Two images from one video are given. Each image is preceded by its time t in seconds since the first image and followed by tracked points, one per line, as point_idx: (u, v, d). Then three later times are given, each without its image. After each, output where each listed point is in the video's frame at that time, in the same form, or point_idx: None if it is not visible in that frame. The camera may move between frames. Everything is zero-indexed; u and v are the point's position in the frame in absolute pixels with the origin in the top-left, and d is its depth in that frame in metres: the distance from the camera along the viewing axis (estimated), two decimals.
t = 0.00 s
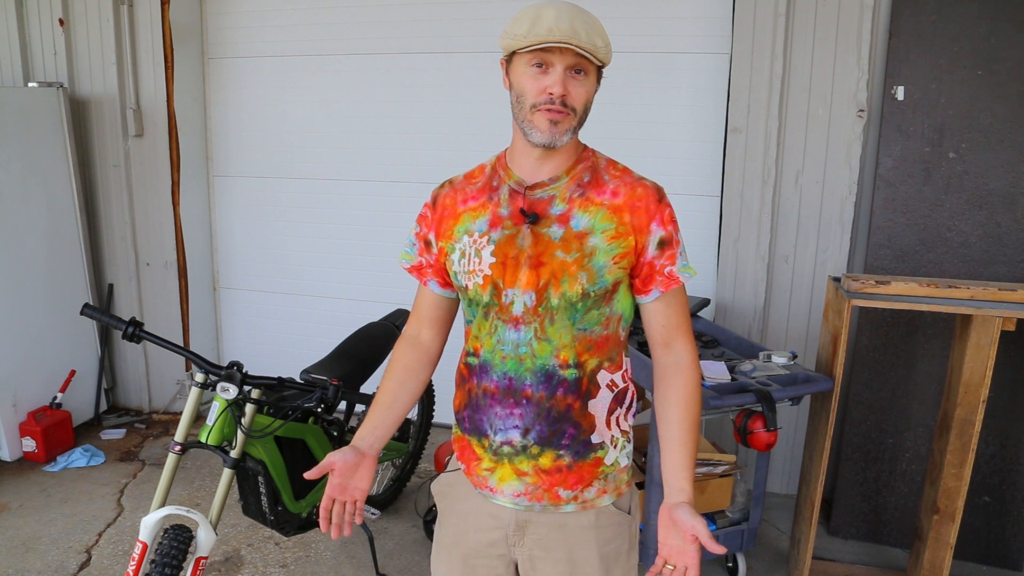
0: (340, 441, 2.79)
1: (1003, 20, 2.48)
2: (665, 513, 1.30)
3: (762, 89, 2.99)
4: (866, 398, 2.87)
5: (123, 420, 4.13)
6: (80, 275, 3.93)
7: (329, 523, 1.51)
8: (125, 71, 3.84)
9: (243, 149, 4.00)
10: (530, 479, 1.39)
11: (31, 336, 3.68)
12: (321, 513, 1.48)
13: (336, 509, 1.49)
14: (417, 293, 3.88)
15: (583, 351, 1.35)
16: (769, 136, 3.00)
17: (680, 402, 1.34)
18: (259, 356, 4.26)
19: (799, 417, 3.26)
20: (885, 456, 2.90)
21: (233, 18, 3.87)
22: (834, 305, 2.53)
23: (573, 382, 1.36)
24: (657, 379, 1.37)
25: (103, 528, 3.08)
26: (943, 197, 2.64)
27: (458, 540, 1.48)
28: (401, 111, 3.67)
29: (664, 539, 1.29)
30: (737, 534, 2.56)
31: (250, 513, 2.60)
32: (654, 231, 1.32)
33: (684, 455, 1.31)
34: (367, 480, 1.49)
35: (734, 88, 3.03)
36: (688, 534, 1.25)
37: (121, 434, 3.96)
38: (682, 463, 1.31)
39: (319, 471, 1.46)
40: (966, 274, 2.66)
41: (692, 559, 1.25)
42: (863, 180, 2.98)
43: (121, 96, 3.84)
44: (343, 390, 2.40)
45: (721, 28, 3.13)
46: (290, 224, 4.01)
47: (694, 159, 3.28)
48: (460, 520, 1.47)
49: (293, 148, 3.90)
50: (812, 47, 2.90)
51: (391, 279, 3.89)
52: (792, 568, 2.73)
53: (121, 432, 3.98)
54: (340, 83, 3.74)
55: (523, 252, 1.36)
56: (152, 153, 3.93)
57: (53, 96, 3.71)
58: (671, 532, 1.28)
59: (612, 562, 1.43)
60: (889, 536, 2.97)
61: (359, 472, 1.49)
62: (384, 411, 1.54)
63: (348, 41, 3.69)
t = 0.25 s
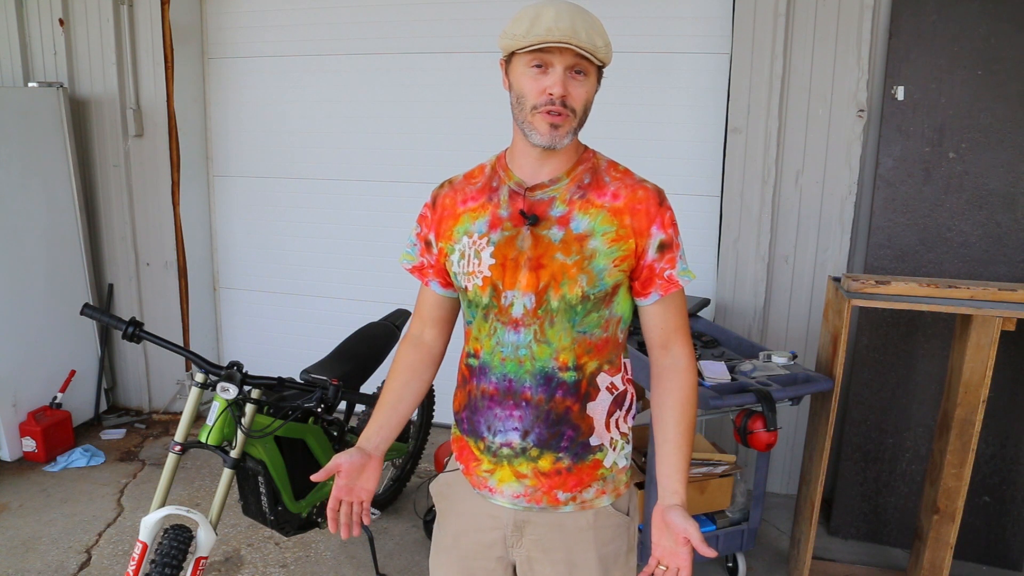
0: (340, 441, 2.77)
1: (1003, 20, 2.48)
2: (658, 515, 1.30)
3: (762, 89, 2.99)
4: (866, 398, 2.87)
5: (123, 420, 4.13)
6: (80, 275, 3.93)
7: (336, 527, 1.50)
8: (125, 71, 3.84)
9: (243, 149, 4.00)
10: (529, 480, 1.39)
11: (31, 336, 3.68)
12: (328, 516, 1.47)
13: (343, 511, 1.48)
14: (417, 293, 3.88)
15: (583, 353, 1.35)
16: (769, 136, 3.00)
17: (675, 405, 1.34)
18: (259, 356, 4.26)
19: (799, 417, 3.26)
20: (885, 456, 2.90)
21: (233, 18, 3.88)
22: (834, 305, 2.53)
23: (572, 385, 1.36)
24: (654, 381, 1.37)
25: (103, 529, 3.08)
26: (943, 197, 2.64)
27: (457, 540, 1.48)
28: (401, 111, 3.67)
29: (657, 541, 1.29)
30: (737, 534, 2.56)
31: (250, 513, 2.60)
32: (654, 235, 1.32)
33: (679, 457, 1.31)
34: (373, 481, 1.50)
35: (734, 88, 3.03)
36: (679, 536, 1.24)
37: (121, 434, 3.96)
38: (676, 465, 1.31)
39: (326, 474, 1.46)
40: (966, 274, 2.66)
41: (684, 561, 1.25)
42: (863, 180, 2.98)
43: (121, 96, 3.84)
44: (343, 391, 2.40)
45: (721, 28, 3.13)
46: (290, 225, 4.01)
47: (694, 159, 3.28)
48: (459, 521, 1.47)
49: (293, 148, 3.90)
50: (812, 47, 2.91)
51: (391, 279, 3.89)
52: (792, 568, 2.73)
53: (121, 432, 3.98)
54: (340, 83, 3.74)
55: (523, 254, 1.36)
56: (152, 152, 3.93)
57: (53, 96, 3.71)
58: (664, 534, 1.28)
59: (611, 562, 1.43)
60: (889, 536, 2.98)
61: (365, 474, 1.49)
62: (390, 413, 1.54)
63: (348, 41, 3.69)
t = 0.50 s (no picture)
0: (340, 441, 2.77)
1: (1003, 20, 2.47)
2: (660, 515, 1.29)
3: (762, 89, 2.99)
4: (866, 398, 2.86)
5: (123, 420, 4.13)
6: (80, 276, 3.93)
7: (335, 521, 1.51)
8: (125, 71, 3.84)
9: (243, 149, 4.00)
10: (530, 480, 1.39)
11: (31, 336, 3.68)
12: (326, 511, 1.48)
13: (341, 507, 1.48)
14: (417, 293, 3.88)
15: (583, 354, 1.35)
16: (769, 136, 3.00)
17: (677, 404, 1.34)
18: (259, 356, 4.26)
19: (799, 417, 3.26)
20: (885, 456, 2.90)
21: (233, 18, 3.88)
22: (834, 305, 2.53)
23: (573, 385, 1.36)
24: (655, 381, 1.37)
25: (103, 528, 3.08)
26: (943, 197, 2.63)
27: (458, 538, 1.48)
28: (401, 111, 3.67)
29: (660, 540, 1.28)
30: (737, 534, 2.56)
31: (250, 513, 2.60)
32: (652, 235, 1.31)
33: (681, 457, 1.31)
34: (371, 479, 1.49)
35: (734, 88, 3.03)
36: (682, 536, 1.24)
37: (121, 434, 3.96)
38: (678, 464, 1.30)
39: (324, 471, 1.46)
40: (966, 274, 2.66)
41: (687, 561, 1.24)
42: (863, 179, 2.98)
43: (121, 96, 3.84)
44: (343, 391, 2.40)
45: (720, 28, 3.12)
46: (290, 225, 4.01)
47: (694, 159, 3.28)
48: (460, 519, 1.47)
49: (293, 148, 3.90)
50: (813, 47, 2.90)
51: (392, 279, 3.89)
52: (792, 568, 2.73)
53: (121, 432, 3.99)
54: (340, 83, 3.74)
55: (522, 255, 1.36)
56: (152, 152, 3.93)
57: (53, 97, 3.71)
58: (667, 534, 1.27)
59: (612, 561, 1.43)
60: (889, 536, 2.97)
61: (363, 471, 1.48)
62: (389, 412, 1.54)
63: (348, 41, 3.68)
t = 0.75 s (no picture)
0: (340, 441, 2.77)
1: (1003, 20, 2.48)
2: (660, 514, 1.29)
3: (762, 89, 2.99)
4: (866, 398, 2.87)
5: (123, 420, 4.13)
6: (80, 276, 3.93)
7: (336, 521, 1.51)
8: (125, 71, 3.84)
9: (243, 149, 4.00)
10: (532, 478, 1.39)
11: (30, 336, 3.68)
12: (328, 510, 1.48)
13: (342, 506, 1.49)
14: (417, 293, 3.88)
15: (583, 354, 1.35)
16: (769, 136, 3.00)
17: (678, 402, 1.34)
18: (259, 356, 4.26)
19: (799, 417, 3.26)
20: (885, 456, 2.90)
21: (233, 18, 3.88)
22: (834, 305, 2.53)
23: (574, 385, 1.36)
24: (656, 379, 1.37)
25: (103, 529, 3.08)
26: (943, 197, 2.64)
27: (460, 536, 1.48)
28: (401, 111, 3.67)
29: (661, 539, 1.28)
30: (737, 534, 2.56)
31: (250, 513, 2.60)
32: (650, 234, 1.31)
33: (682, 455, 1.31)
34: (372, 478, 1.49)
35: (734, 88, 3.03)
36: (682, 534, 1.24)
37: (121, 434, 3.96)
38: (679, 463, 1.30)
39: (326, 470, 1.45)
40: (966, 274, 2.66)
41: (688, 559, 1.24)
42: (863, 179, 2.98)
43: (121, 96, 3.84)
44: (343, 390, 2.40)
45: (720, 28, 3.13)
46: (290, 224, 4.01)
47: (694, 159, 3.28)
48: (461, 517, 1.47)
49: (293, 148, 3.90)
50: (813, 46, 2.90)
51: (392, 279, 3.89)
52: (792, 568, 2.73)
53: (121, 432, 3.98)
54: (340, 83, 3.74)
55: (521, 256, 1.36)
56: (152, 153, 3.93)
57: (53, 97, 3.71)
58: (668, 532, 1.27)
59: (613, 559, 1.43)
60: (889, 536, 2.98)
61: (364, 471, 1.49)
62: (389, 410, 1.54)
63: (348, 41, 3.69)
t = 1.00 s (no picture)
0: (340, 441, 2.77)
1: (1003, 20, 2.48)
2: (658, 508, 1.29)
3: (762, 89, 2.99)
4: (866, 398, 2.87)
5: (123, 420, 4.13)
6: (80, 276, 3.93)
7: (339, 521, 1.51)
8: (125, 71, 3.84)
9: (243, 149, 4.00)
10: (532, 474, 1.39)
11: (30, 336, 3.68)
12: (331, 511, 1.48)
13: (345, 506, 1.49)
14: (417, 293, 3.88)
15: (583, 350, 1.35)
16: (769, 136, 3.00)
17: (677, 398, 1.34)
18: (259, 356, 4.26)
19: (799, 417, 3.26)
20: (885, 456, 2.90)
21: (233, 18, 3.88)
22: (834, 305, 2.53)
23: (574, 380, 1.36)
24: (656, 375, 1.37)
25: (103, 529, 3.08)
26: (943, 197, 2.64)
27: (462, 535, 1.48)
28: (401, 111, 3.67)
29: (658, 534, 1.28)
30: (737, 534, 2.56)
31: (250, 513, 2.60)
32: (649, 229, 1.31)
33: (680, 451, 1.31)
34: (374, 478, 1.49)
35: (734, 88, 3.03)
36: (680, 529, 1.24)
37: (121, 434, 3.96)
38: (677, 458, 1.30)
39: (328, 470, 1.46)
40: (966, 274, 2.66)
41: (685, 554, 1.24)
42: (864, 179, 2.98)
43: (121, 96, 3.84)
44: (343, 390, 2.40)
45: (720, 28, 3.13)
46: (290, 224, 4.01)
47: (694, 159, 3.28)
48: (463, 515, 1.47)
49: (293, 148, 3.90)
50: (813, 46, 2.90)
51: (392, 279, 3.89)
52: (792, 568, 2.73)
53: (121, 432, 3.98)
54: (340, 83, 3.74)
55: (520, 252, 1.36)
56: (152, 153, 3.93)
57: (53, 97, 3.71)
58: (666, 527, 1.27)
59: (614, 557, 1.42)
60: (889, 536, 2.98)
61: (366, 471, 1.49)
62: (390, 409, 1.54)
63: (348, 41, 3.69)
